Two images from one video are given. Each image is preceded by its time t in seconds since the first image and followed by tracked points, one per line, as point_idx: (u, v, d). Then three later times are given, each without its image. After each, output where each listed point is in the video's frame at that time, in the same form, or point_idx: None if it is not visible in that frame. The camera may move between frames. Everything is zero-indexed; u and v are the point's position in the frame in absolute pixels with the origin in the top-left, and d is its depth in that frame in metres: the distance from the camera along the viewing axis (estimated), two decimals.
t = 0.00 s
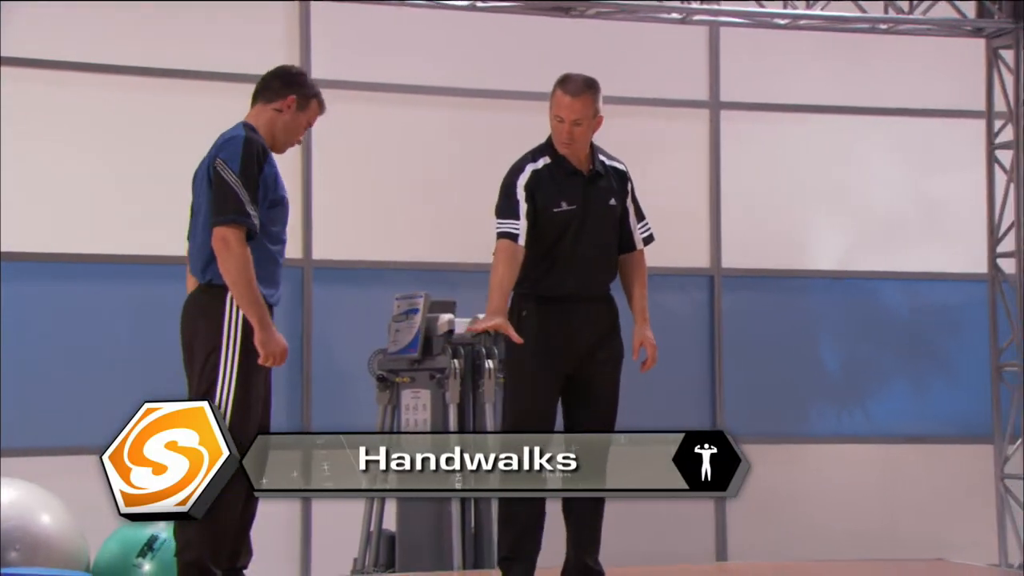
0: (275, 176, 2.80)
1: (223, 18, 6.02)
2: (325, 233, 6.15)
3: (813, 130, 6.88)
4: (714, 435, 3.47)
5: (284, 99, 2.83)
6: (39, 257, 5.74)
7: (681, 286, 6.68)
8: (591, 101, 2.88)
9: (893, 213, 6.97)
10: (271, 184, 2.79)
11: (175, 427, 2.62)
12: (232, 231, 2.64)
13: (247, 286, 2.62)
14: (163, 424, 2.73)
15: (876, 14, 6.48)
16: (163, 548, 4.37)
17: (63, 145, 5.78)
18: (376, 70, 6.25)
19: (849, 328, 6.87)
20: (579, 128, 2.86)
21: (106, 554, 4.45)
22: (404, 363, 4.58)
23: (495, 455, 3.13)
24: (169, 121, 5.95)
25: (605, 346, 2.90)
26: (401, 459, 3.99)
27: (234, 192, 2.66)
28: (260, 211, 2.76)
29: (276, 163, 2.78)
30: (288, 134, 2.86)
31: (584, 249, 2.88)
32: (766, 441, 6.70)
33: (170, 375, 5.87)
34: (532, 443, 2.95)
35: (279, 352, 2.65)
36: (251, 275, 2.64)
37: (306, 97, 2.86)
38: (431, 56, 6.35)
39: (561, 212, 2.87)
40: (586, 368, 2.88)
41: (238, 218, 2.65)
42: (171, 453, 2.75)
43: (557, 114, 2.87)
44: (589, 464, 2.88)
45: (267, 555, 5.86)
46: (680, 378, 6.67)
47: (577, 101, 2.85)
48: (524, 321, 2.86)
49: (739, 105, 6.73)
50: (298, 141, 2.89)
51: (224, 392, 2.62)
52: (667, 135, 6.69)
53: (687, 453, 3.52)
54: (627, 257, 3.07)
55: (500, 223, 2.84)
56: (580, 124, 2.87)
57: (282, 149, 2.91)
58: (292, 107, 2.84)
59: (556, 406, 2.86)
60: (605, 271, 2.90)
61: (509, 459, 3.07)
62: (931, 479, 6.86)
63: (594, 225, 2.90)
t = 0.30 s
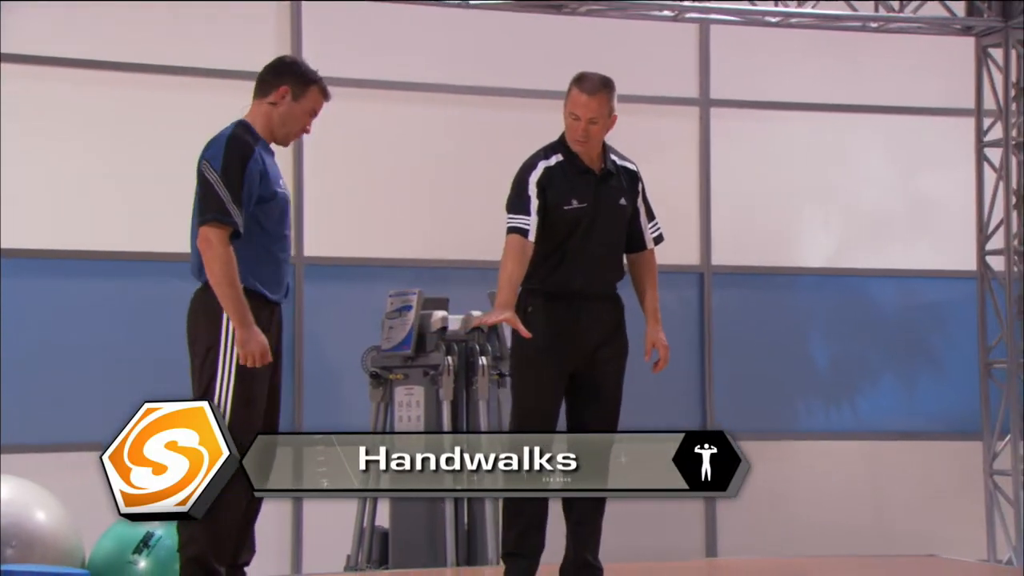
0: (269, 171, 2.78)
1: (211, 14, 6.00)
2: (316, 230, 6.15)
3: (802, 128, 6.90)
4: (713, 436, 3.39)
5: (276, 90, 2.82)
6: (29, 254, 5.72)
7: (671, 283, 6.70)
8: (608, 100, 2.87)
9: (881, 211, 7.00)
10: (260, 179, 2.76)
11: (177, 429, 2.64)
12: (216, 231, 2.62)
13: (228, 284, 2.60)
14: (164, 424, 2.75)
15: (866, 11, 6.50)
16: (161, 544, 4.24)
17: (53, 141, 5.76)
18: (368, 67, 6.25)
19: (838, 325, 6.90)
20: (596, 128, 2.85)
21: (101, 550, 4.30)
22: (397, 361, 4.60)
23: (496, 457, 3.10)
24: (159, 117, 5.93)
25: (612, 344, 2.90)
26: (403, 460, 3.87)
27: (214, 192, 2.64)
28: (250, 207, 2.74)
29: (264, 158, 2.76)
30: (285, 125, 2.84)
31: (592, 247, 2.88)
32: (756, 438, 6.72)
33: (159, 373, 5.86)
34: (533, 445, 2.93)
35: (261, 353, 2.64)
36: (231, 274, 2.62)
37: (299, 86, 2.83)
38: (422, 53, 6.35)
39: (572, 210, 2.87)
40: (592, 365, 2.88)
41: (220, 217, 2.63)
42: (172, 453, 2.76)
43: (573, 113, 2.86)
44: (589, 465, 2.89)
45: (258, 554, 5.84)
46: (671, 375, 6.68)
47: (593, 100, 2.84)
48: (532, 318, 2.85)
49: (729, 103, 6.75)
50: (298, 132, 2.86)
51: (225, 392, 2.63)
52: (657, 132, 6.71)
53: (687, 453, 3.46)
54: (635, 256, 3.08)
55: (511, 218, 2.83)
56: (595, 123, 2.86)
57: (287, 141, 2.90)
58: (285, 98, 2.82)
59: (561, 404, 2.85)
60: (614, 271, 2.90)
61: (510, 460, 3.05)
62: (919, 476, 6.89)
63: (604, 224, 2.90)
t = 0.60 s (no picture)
0: (262, 170, 2.77)
1: (202, 11, 6.00)
2: (308, 226, 6.14)
3: (793, 125, 6.92)
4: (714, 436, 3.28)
5: (270, 86, 2.82)
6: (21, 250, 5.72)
7: (663, 280, 6.72)
8: (608, 94, 2.89)
9: (871, 208, 7.02)
10: (251, 176, 2.75)
11: (179, 432, 2.63)
12: (202, 233, 2.64)
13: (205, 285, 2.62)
14: (163, 425, 2.73)
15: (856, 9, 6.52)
16: (157, 541, 4.15)
17: (45, 137, 5.76)
18: (360, 63, 6.24)
19: (829, 322, 6.93)
20: (598, 120, 2.87)
21: (97, 547, 4.30)
22: (392, 357, 4.63)
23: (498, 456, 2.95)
24: (151, 113, 5.93)
25: (610, 340, 2.91)
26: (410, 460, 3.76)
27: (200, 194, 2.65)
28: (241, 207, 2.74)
29: (254, 156, 2.75)
30: (283, 120, 2.83)
31: (593, 243, 2.89)
32: (747, 434, 6.75)
33: (151, 369, 5.87)
34: (533, 444, 2.89)
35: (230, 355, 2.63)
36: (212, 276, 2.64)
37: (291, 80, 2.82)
38: (414, 50, 6.35)
39: (572, 205, 2.87)
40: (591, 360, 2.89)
41: (206, 218, 2.65)
42: (171, 452, 2.72)
43: (575, 106, 2.88)
44: (590, 465, 2.85)
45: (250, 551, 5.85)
46: (662, 371, 6.70)
47: (593, 93, 2.86)
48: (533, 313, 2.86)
49: (720, 100, 6.77)
50: (297, 126, 2.84)
51: (224, 390, 2.65)
52: (648, 129, 6.72)
53: (687, 453, 3.30)
54: (632, 254, 3.09)
55: (517, 212, 2.84)
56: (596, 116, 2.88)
57: (290, 138, 2.88)
58: (279, 93, 2.82)
59: (561, 400, 2.86)
60: (614, 267, 2.91)
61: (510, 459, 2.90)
62: (909, 472, 6.92)
63: (604, 220, 2.90)
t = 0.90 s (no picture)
0: (254, 169, 2.77)
1: (190, 7, 5.98)
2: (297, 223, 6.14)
3: (780, 123, 6.95)
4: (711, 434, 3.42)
5: (264, 85, 2.81)
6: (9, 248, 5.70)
7: (651, 278, 6.73)
8: (601, 88, 2.89)
9: (857, 207, 7.05)
10: (243, 176, 2.75)
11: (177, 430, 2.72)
12: (195, 233, 2.65)
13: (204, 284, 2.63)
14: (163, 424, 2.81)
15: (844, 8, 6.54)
16: (152, 539, 4.30)
17: (32, 134, 5.74)
18: (348, 61, 6.23)
19: (816, 319, 6.96)
20: (590, 116, 2.88)
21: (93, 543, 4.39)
22: (383, 355, 4.63)
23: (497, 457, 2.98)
24: (139, 110, 5.91)
25: (607, 336, 2.92)
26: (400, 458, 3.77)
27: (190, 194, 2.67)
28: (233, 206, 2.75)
29: (245, 156, 2.75)
30: (280, 119, 2.83)
31: (588, 240, 2.90)
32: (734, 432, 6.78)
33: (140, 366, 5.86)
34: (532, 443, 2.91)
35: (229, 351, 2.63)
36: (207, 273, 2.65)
37: (283, 77, 2.81)
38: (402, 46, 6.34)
39: (567, 201, 2.89)
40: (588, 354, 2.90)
41: (196, 217, 2.66)
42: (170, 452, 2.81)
43: (568, 100, 2.89)
44: (588, 464, 2.87)
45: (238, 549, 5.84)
46: (649, 369, 6.72)
47: (586, 89, 2.86)
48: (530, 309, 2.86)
49: (708, 98, 6.79)
50: (294, 123, 2.84)
51: (223, 388, 2.66)
52: (636, 127, 6.74)
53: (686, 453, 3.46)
54: (626, 251, 3.11)
55: (517, 211, 2.83)
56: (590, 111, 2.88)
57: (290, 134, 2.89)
58: (273, 91, 2.82)
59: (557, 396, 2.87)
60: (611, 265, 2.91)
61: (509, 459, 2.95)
62: (895, 469, 6.97)
63: (600, 217, 2.91)
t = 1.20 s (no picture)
0: (257, 175, 2.79)
1: (189, 9, 5.98)
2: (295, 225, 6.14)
3: (777, 126, 6.96)
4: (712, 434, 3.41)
5: (276, 92, 2.84)
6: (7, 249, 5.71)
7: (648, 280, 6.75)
8: (608, 92, 2.90)
9: (854, 209, 7.07)
10: (244, 180, 2.77)
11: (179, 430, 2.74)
12: (195, 234, 2.68)
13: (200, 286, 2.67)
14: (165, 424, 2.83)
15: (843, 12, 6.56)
16: (156, 540, 4.20)
17: (32, 134, 5.74)
18: (347, 62, 6.24)
19: (812, 322, 6.98)
20: (595, 118, 2.88)
21: (94, 546, 4.29)
22: (384, 356, 4.62)
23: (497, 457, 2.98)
24: (139, 111, 5.92)
25: (608, 337, 2.93)
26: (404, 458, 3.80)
27: (190, 196, 2.71)
28: (232, 210, 2.77)
29: (247, 161, 2.77)
30: (288, 127, 2.84)
31: (591, 240, 2.90)
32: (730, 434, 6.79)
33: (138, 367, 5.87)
34: (534, 444, 2.89)
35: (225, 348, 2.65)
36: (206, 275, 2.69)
37: (295, 88, 2.83)
38: (401, 48, 6.35)
39: (570, 201, 2.89)
40: (590, 355, 2.91)
41: (195, 218, 2.69)
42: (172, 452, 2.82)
43: (573, 103, 2.90)
44: (589, 465, 2.89)
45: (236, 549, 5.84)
46: (646, 371, 6.74)
47: (591, 90, 2.87)
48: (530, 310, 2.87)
49: (705, 101, 6.80)
50: (302, 134, 2.85)
51: (220, 388, 2.67)
52: (634, 129, 6.75)
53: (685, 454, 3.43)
54: (632, 256, 3.12)
55: (506, 222, 2.85)
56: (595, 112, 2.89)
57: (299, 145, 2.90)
58: (284, 99, 2.83)
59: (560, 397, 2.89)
60: (610, 269, 2.91)
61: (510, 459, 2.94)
62: (891, 471, 6.98)
63: (602, 218, 2.91)
